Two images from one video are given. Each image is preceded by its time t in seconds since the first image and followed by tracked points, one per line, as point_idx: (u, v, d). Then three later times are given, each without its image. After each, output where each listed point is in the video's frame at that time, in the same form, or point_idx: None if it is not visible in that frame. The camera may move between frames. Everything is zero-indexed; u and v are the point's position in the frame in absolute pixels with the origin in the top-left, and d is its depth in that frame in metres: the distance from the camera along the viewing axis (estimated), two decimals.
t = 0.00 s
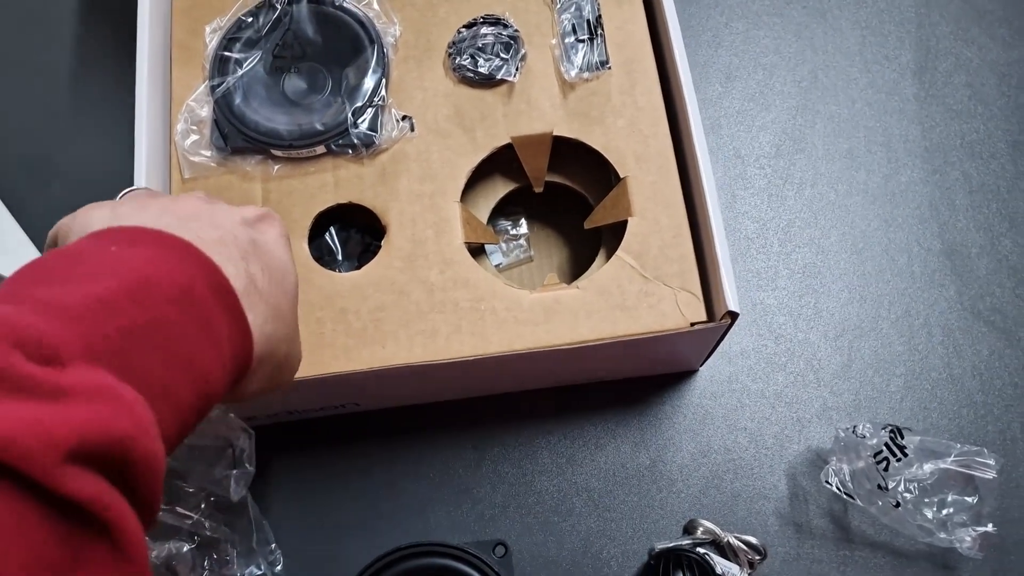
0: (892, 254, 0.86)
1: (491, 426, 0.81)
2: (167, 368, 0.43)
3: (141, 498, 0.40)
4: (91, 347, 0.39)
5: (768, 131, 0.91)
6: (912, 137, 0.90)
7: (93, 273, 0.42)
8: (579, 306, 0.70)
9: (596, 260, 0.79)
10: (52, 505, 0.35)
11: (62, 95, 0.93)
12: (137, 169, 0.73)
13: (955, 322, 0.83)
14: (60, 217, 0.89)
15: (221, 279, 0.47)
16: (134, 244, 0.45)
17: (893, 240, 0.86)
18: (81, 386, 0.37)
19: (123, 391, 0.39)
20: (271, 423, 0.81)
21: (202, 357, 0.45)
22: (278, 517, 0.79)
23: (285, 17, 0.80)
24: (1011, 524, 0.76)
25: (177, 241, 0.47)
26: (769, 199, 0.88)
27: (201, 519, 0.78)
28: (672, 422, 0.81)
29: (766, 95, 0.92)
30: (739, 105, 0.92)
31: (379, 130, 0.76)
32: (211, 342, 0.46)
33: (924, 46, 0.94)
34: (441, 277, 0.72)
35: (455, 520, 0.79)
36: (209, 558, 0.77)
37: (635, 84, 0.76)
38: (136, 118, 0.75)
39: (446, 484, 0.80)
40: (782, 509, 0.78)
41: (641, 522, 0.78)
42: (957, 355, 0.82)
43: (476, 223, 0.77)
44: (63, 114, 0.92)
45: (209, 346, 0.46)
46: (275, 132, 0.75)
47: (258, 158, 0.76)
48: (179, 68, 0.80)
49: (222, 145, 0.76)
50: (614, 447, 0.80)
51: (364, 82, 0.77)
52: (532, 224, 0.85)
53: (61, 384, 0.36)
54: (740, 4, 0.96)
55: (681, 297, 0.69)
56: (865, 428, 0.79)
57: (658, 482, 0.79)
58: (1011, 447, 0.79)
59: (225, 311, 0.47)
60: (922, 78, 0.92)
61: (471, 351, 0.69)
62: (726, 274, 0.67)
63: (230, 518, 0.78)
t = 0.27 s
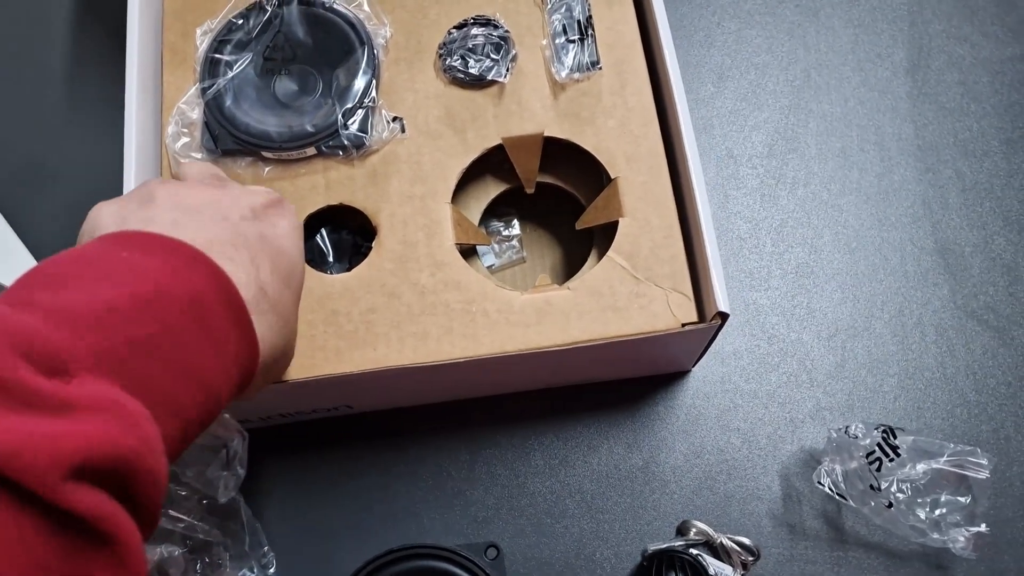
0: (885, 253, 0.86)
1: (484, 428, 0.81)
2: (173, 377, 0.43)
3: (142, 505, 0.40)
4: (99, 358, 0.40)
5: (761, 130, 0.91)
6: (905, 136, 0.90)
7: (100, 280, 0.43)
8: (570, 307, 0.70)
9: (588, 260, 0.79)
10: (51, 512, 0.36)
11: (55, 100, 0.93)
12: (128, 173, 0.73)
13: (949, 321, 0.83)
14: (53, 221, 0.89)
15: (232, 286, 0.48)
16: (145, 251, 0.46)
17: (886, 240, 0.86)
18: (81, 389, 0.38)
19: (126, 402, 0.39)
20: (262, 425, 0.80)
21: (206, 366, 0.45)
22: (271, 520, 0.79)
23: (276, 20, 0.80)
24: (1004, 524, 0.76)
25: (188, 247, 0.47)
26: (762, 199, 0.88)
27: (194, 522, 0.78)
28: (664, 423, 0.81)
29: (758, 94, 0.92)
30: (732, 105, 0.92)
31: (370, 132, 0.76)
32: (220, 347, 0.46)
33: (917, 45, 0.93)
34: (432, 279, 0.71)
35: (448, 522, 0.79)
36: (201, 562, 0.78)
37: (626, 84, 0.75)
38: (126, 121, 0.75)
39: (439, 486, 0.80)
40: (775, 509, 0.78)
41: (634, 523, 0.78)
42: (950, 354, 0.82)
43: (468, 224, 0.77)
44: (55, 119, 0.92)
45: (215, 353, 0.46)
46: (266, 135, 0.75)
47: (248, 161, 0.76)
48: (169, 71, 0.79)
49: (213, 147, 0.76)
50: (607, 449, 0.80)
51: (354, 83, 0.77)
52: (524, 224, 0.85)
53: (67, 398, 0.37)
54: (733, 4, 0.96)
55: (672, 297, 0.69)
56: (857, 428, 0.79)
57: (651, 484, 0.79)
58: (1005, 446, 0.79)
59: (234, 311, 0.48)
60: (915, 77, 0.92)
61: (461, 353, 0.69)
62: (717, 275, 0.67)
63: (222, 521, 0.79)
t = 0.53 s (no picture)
0: (885, 254, 0.86)
1: (483, 429, 0.81)
2: (96, 380, 0.46)
3: (81, 514, 0.42)
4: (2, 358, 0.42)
5: (760, 132, 0.91)
6: (904, 137, 0.90)
7: (0, 288, 0.44)
8: (569, 308, 0.70)
9: (587, 261, 0.79)
10: None
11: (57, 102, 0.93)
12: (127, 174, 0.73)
13: (948, 322, 0.83)
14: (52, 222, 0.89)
15: (157, 273, 0.49)
16: (55, 243, 0.47)
17: (885, 241, 0.86)
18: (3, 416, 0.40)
19: (27, 412, 0.41)
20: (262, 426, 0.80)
21: (143, 363, 0.48)
22: (270, 521, 0.79)
23: (275, 21, 0.80)
24: (1003, 525, 0.76)
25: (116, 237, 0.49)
26: (761, 200, 0.88)
27: (195, 524, 0.78)
28: (663, 424, 0.81)
29: (757, 96, 0.92)
30: (731, 106, 0.92)
31: (368, 133, 0.76)
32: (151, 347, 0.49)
33: (916, 46, 0.93)
34: (431, 280, 0.72)
35: (447, 523, 0.79)
36: (201, 564, 0.77)
37: (625, 85, 0.75)
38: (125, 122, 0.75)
39: (437, 487, 0.80)
40: (774, 510, 0.78)
41: (633, 524, 0.78)
42: (949, 355, 0.82)
43: (467, 225, 0.77)
44: (57, 120, 0.93)
45: (152, 351, 0.48)
46: (265, 135, 0.75)
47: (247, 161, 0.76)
48: (169, 72, 0.79)
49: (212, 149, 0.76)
50: (606, 449, 0.80)
51: (353, 84, 0.77)
52: (523, 226, 0.85)
53: None
54: (732, 5, 0.96)
55: (670, 298, 0.69)
56: (856, 429, 0.79)
57: (650, 484, 0.79)
58: (1004, 447, 0.79)
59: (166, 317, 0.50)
60: (914, 78, 0.92)
61: (460, 354, 0.69)
62: (716, 276, 0.67)
63: (223, 523, 0.78)
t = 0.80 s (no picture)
0: (890, 259, 0.85)
1: (485, 436, 0.80)
2: None
3: None
4: None
5: (765, 135, 0.90)
6: (909, 140, 0.89)
7: None
8: (571, 316, 0.69)
9: (590, 268, 0.78)
10: None
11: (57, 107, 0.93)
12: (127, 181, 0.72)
13: (954, 327, 0.82)
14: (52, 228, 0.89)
15: None
16: None
17: (891, 245, 0.85)
18: None
19: None
20: (263, 434, 0.80)
21: None
22: (271, 530, 0.78)
23: (274, 26, 0.79)
24: (1011, 532, 0.76)
25: None
26: (765, 204, 0.88)
27: (194, 532, 0.77)
28: (668, 431, 0.80)
29: (762, 99, 0.92)
30: (735, 109, 0.91)
31: (369, 139, 0.75)
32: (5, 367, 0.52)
33: (922, 48, 0.93)
34: (432, 287, 0.71)
35: (450, 531, 0.78)
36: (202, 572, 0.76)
37: (628, 90, 0.75)
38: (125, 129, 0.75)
39: (440, 496, 0.79)
40: (780, 518, 0.77)
41: (637, 532, 0.77)
42: (956, 361, 0.81)
43: (469, 231, 0.76)
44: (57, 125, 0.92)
45: None
46: (265, 142, 0.75)
47: (248, 168, 0.76)
48: (169, 78, 0.79)
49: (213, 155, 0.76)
50: (610, 456, 0.80)
51: (353, 90, 0.77)
52: (526, 231, 0.84)
53: None
54: (736, 7, 0.96)
55: (674, 306, 0.68)
56: (863, 436, 0.78)
57: (654, 492, 0.78)
58: (1011, 453, 0.78)
59: None
60: (920, 81, 0.91)
61: (463, 362, 0.69)
62: (721, 284, 0.66)
63: (224, 531, 0.77)
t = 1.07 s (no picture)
0: (910, 264, 0.86)
1: (507, 435, 0.81)
2: None
3: None
4: None
5: (786, 140, 0.91)
6: (930, 147, 0.90)
7: None
8: (597, 317, 0.70)
9: (613, 270, 0.79)
10: None
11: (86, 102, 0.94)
12: (157, 188, 0.75)
13: (973, 333, 0.83)
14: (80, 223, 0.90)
15: None
16: None
17: (911, 251, 0.86)
18: None
19: None
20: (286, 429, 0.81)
21: None
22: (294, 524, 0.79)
23: (305, 25, 0.80)
24: None
25: None
26: (787, 209, 0.88)
27: (220, 524, 0.78)
28: (688, 432, 0.81)
29: (784, 104, 0.92)
30: (758, 114, 0.92)
31: (398, 139, 0.76)
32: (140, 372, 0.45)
33: (944, 56, 0.93)
34: (459, 286, 0.72)
35: (472, 528, 0.79)
36: (228, 564, 0.78)
37: (654, 94, 0.76)
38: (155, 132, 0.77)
39: (462, 493, 0.80)
40: (798, 520, 0.78)
41: (657, 532, 0.78)
42: (975, 367, 0.82)
43: (494, 232, 0.77)
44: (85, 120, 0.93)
45: None
46: (295, 140, 0.76)
47: (277, 166, 0.77)
48: (200, 76, 0.80)
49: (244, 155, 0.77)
50: (630, 457, 0.80)
51: (383, 90, 0.78)
52: (549, 232, 0.85)
53: None
54: (759, 12, 0.96)
55: (699, 309, 0.69)
56: (883, 440, 0.79)
57: (674, 492, 0.79)
58: None
59: None
60: (941, 89, 0.92)
61: (489, 361, 0.69)
62: (745, 288, 0.67)
63: (249, 524, 0.78)
